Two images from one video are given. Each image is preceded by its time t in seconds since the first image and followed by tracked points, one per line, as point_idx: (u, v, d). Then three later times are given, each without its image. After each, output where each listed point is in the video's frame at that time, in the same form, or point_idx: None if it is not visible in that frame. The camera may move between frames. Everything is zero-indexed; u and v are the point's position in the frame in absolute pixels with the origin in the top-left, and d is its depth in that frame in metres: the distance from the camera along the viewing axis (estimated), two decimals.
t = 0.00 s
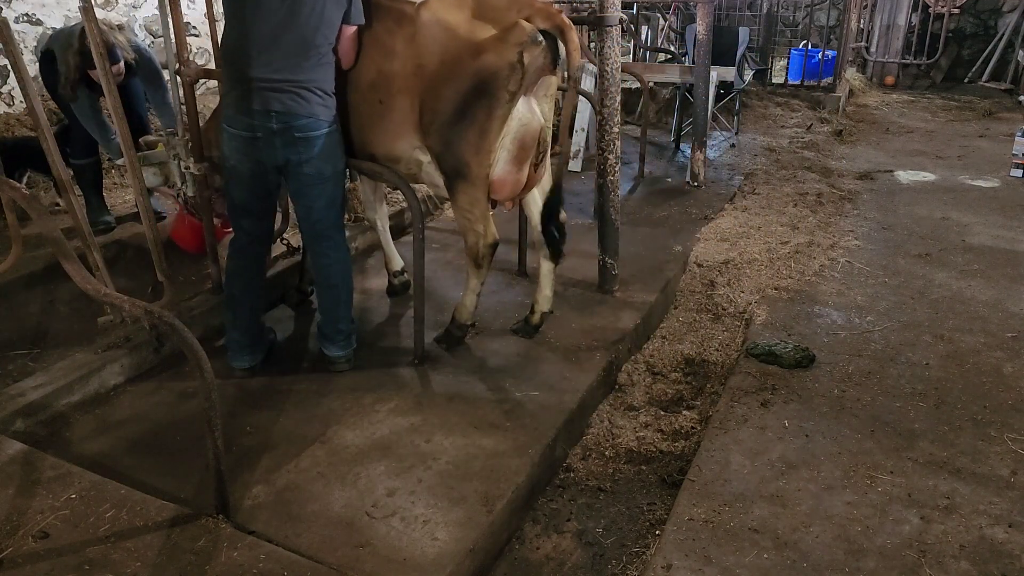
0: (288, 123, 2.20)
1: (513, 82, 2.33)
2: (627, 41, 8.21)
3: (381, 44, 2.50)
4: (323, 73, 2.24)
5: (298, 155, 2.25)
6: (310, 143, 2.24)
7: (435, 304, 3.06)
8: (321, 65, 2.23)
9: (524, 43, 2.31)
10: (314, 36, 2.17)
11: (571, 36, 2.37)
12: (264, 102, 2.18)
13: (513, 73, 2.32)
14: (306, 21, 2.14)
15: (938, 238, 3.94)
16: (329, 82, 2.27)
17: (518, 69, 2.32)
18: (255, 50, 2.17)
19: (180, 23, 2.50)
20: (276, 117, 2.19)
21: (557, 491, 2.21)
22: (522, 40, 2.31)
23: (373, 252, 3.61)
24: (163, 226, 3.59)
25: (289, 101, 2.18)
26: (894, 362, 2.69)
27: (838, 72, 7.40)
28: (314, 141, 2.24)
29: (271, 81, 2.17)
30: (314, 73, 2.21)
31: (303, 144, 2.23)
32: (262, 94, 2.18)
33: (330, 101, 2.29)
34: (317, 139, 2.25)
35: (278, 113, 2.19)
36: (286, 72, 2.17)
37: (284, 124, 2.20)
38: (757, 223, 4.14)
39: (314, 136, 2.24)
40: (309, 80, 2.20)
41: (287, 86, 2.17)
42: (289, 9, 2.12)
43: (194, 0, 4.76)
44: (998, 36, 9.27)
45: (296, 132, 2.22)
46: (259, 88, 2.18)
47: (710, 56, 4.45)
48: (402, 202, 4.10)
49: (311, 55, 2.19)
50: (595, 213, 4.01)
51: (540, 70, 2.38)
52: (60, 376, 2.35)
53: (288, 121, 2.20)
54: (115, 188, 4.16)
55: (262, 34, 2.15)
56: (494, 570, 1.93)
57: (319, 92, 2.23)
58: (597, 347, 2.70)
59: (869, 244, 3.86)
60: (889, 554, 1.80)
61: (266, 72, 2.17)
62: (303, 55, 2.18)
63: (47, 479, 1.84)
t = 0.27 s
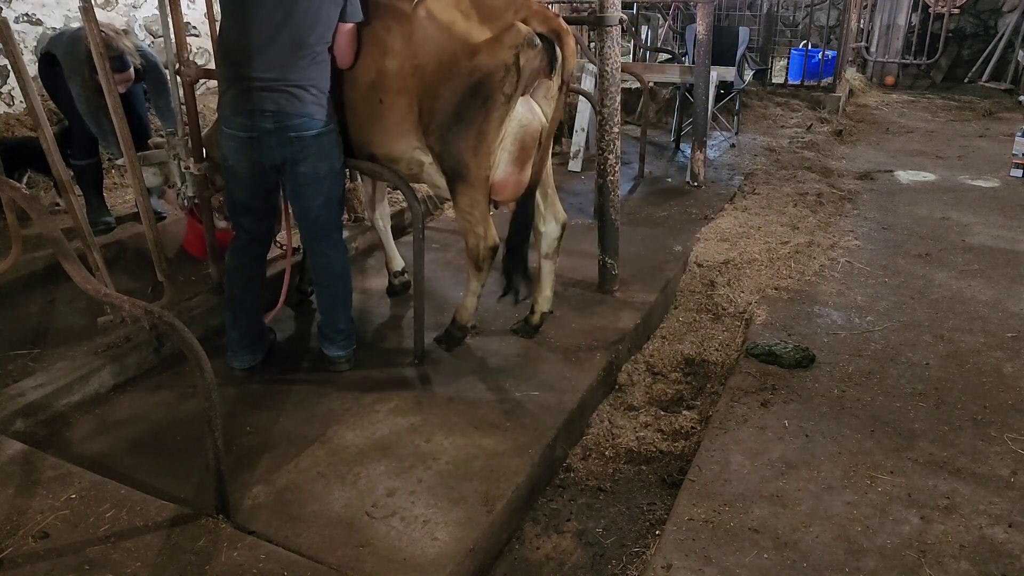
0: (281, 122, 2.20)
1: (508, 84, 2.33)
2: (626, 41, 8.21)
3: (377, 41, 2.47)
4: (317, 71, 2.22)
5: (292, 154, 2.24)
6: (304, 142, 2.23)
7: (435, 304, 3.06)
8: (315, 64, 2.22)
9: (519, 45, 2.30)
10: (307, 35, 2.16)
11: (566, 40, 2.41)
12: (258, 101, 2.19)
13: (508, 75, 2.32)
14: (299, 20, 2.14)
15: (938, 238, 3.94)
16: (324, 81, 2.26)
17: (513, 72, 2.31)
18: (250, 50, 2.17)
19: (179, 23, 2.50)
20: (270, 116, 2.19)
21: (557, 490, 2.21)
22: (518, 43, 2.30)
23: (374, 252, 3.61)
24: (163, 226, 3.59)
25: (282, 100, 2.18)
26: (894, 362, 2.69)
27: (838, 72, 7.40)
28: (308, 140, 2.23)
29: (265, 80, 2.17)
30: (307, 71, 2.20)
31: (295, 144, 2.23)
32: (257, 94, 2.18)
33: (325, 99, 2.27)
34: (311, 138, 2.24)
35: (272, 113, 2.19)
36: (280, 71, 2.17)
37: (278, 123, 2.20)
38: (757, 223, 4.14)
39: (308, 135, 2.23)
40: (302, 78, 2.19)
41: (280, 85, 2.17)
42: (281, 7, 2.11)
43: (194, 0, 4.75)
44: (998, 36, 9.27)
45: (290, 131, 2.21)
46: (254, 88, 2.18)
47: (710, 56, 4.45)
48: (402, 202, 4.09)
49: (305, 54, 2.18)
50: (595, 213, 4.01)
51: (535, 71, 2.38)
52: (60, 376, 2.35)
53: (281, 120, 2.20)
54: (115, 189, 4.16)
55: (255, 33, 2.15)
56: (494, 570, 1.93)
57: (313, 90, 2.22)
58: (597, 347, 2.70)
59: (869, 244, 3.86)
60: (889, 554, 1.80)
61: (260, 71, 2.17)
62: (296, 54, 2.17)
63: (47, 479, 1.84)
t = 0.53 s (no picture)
0: (266, 120, 2.20)
1: (511, 85, 2.32)
2: (627, 41, 8.21)
3: (380, 41, 2.47)
4: (306, 70, 2.19)
5: (278, 153, 2.24)
6: (289, 141, 2.22)
7: (435, 304, 3.06)
8: (305, 62, 2.19)
9: (522, 46, 2.30)
10: (295, 33, 2.14)
11: (572, 40, 2.38)
12: (247, 98, 2.20)
13: (511, 76, 2.31)
14: (285, 18, 2.12)
15: (938, 238, 3.94)
16: (314, 80, 2.22)
17: (516, 72, 2.30)
18: (243, 47, 2.18)
19: (179, 23, 2.50)
20: (256, 114, 2.20)
21: (557, 491, 2.21)
22: (521, 43, 2.30)
23: (374, 252, 3.61)
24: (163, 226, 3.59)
25: (268, 99, 2.18)
26: (894, 362, 2.69)
27: (838, 71, 7.40)
28: (293, 139, 2.22)
29: (254, 77, 2.18)
30: (296, 70, 2.18)
31: (281, 143, 2.22)
32: (246, 91, 2.20)
33: (315, 99, 2.24)
34: (297, 137, 2.22)
35: (258, 111, 2.20)
36: (266, 69, 2.17)
37: (264, 121, 2.20)
38: (757, 223, 4.14)
39: (294, 134, 2.21)
40: (290, 77, 2.17)
41: (268, 83, 2.17)
42: (269, 5, 2.11)
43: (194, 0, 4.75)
44: (998, 36, 9.27)
45: (275, 129, 2.21)
46: (245, 85, 2.20)
47: (710, 57, 4.46)
48: (402, 202, 4.09)
49: (293, 52, 2.16)
50: (595, 213, 4.01)
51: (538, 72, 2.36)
52: (60, 376, 2.35)
53: (266, 118, 2.20)
54: (115, 189, 4.16)
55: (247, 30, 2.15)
56: (494, 570, 1.93)
57: (300, 89, 2.19)
58: (597, 347, 2.70)
59: (869, 244, 3.86)
60: (889, 554, 1.80)
61: (249, 69, 2.18)
62: (284, 52, 2.16)
63: (47, 479, 1.84)
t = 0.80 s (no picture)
0: (264, 120, 2.20)
1: (519, 84, 2.33)
2: (627, 41, 8.21)
3: (387, 42, 2.47)
4: (305, 70, 2.19)
5: (277, 154, 2.24)
6: (288, 141, 2.22)
7: (435, 304, 3.06)
8: (304, 62, 2.19)
9: (531, 45, 2.31)
10: (293, 33, 2.15)
11: (580, 40, 2.37)
12: (245, 99, 2.20)
13: (519, 75, 2.32)
14: (283, 18, 2.13)
15: (938, 238, 3.94)
16: (313, 80, 2.22)
17: (525, 71, 2.32)
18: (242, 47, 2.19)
19: (180, 23, 2.49)
20: (254, 114, 2.20)
21: (557, 491, 2.21)
22: (530, 43, 2.31)
23: (374, 252, 3.61)
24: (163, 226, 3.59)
25: (266, 99, 2.18)
26: (894, 362, 2.69)
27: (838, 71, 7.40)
28: (291, 139, 2.22)
29: (252, 78, 2.18)
30: (294, 70, 2.18)
31: (280, 143, 2.22)
32: (244, 92, 2.20)
33: (314, 99, 2.24)
34: (296, 138, 2.22)
35: (256, 111, 2.20)
36: (264, 69, 2.17)
37: (262, 121, 2.20)
38: (757, 223, 4.14)
39: (293, 134, 2.22)
40: (288, 77, 2.17)
41: (266, 83, 2.17)
42: (267, 6, 2.12)
43: None
44: (998, 36, 9.27)
45: (273, 129, 2.21)
46: (243, 85, 2.20)
47: (710, 57, 4.45)
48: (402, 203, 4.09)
49: (291, 52, 2.16)
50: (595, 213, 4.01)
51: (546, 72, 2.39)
52: (60, 376, 2.35)
53: (264, 118, 2.20)
54: (115, 189, 4.16)
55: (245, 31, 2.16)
56: (494, 570, 1.93)
57: (299, 90, 2.19)
58: (597, 347, 2.70)
59: (869, 244, 3.86)
60: (889, 553, 1.80)
61: (248, 69, 2.18)
62: (281, 52, 2.16)
63: (47, 479, 1.84)
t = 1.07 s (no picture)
0: (266, 121, 2.19)
1: (525, 83, 2.33)
2: (627, 41, 8.21)
3: (392, 41, 2.47)
4: (307, 71, 2.19)
5: (279, 154, 2.24)
6: (289, 142, 2.21)
7: (435, 304, 3.06)
8: (305, 63, 2.19)
9: (537, 44, 2.31)
10: (294, 34, 2.14)
11: (584, 37, 2.36)
12: (246, 100, 2.20)
13: (525, 74, 2.32)
14: (283, 18, 2.12)
15: (938, 238, 3.94)
16: (314, 80, 2.22)
17: (531, 70, 2.32)
18: (243, 48, 2.18)
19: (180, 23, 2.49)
20: (256, 115, 2.20)
21: (557, 491, 2.21)
22: (536, 42, 2.31)
23: (374, 252, 3.61)
24: (163, 226, 3.58)
25: (267, 100, 2.17)
26: (894, 362, 2.68)
27: (838, 71, 7.39)
28: (293, 139, 2.21)
29: (254, 79, 2.17)
30: (296, 71, 2.17)
31: (282, 143, 2.22)
32: (246, 93, 2.19)
33: (315, 99, 2.23)
34: (297, 138, 2.21)
35: (258, 112, 2.20)
36: (266, 70, 2.16)
37: (263, 122, 2.20)
38: (757, 222, 4.13)
39: (294, 135, 2.21)
40: (290, 78, 2.17)
41: (267, 84, 2.17)
42: (268, 7, 2.11)
43: None
44: (999, 36, 9.26)
45: (275, 130, 2.20)
46: (244, 86, 2.19)
47: (710, 56, 4.45)
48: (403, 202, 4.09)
49: (292, 52, 2.16)
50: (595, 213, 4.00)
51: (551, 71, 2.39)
52: (60, 375, 2.35)
53: (266, 119, 2.19)
54: (115, 189, 4.15)
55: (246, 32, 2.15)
56: (494, 570, 1.92)
57: (301, 91, 2.19)
58: (597, 347, 2.70)
59: (869, 244, 3.86)
60: (889, 554, 1.80)
61: (249, 70, 2.18)
62: (282, 53, 2.15)
63: (46, 479, 1.84)
